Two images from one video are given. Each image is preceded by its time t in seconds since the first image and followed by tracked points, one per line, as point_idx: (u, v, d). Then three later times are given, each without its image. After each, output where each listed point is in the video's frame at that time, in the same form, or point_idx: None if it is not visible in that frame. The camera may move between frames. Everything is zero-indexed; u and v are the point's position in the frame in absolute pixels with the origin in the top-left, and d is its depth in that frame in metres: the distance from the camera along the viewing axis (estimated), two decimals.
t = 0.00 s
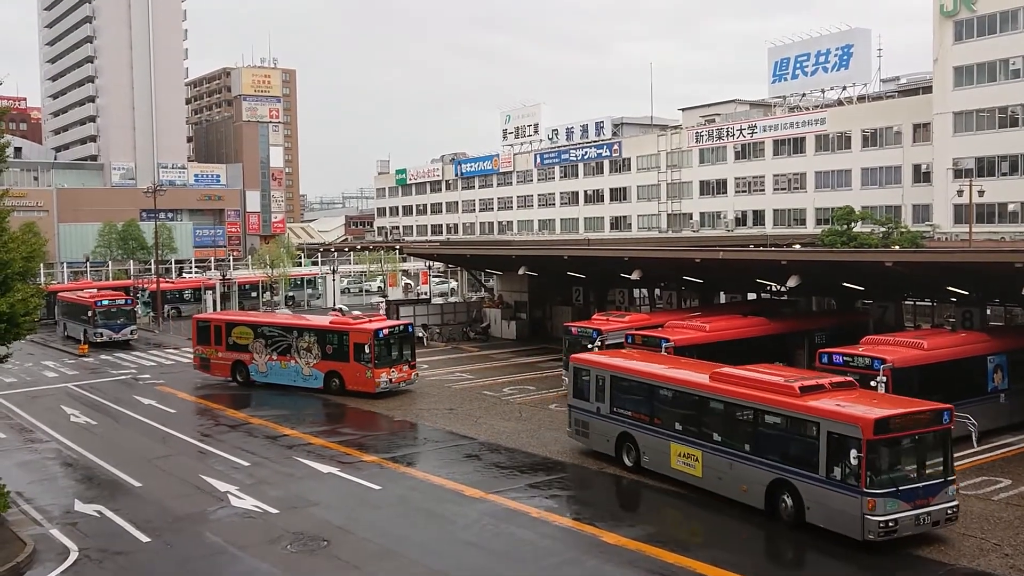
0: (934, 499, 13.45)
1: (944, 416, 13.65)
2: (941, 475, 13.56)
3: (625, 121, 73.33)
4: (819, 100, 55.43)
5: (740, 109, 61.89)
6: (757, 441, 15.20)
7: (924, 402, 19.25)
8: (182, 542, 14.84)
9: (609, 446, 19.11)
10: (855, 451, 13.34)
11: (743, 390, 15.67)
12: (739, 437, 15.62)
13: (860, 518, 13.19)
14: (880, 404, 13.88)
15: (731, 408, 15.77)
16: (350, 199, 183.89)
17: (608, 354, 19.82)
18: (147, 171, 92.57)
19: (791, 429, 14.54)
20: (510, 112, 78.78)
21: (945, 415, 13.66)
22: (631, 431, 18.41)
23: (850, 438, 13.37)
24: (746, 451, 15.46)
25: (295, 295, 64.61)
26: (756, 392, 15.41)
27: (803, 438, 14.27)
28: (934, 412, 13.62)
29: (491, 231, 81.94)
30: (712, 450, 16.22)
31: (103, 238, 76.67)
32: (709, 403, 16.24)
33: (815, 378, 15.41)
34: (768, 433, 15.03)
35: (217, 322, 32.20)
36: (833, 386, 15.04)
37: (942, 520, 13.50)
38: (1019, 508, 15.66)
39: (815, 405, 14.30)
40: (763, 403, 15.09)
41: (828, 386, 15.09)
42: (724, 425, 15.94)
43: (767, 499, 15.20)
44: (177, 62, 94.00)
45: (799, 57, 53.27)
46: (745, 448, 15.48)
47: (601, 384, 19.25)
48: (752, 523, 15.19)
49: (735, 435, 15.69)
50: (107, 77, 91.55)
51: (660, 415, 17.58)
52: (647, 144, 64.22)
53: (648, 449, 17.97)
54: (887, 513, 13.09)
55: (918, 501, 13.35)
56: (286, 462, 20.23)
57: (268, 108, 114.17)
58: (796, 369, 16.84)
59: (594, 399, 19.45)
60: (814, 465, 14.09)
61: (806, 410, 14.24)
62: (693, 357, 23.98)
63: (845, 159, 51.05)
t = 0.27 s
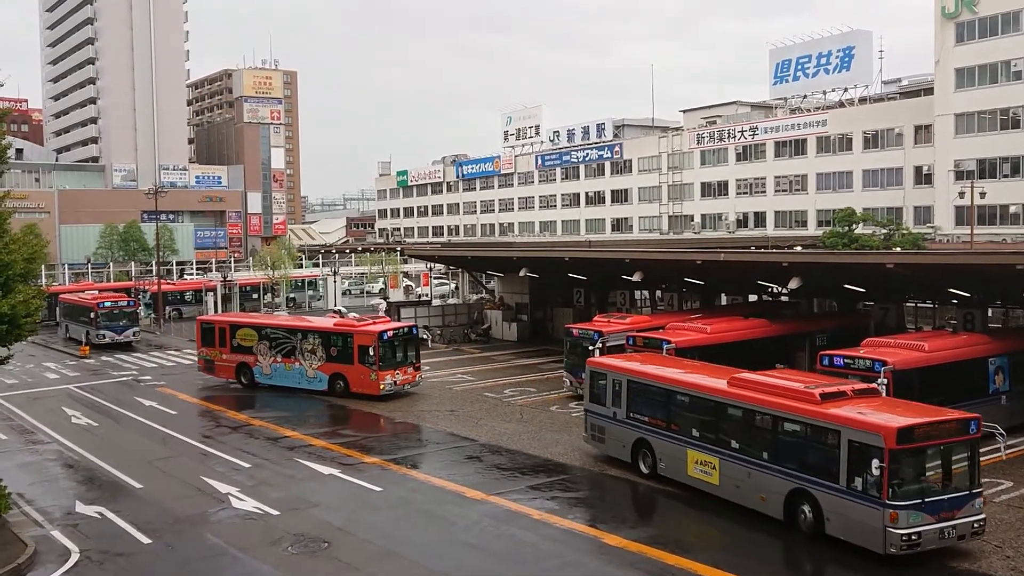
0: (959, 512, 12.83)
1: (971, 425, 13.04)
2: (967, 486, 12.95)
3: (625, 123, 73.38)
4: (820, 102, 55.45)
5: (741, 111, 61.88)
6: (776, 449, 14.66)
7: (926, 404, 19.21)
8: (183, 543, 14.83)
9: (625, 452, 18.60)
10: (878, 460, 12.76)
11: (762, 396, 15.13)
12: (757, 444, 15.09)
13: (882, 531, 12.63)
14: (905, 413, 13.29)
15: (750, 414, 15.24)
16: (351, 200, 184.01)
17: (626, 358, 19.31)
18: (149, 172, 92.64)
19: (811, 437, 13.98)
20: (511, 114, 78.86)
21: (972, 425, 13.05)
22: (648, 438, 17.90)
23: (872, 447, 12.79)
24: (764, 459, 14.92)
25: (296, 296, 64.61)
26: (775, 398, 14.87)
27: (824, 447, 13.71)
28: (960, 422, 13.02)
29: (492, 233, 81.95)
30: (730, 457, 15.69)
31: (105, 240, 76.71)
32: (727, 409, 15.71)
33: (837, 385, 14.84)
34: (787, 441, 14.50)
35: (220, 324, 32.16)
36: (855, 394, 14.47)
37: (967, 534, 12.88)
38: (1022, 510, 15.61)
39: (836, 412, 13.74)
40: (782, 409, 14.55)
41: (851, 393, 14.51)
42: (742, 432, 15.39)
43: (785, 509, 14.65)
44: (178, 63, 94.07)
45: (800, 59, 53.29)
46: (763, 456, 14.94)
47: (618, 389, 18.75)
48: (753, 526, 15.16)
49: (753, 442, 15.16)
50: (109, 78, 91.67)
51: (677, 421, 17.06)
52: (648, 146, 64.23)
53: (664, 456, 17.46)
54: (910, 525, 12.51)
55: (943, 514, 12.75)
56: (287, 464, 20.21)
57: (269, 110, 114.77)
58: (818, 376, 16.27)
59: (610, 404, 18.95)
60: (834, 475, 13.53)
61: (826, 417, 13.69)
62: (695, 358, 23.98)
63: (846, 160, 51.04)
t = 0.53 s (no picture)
0: (983, 525, 12.35)
1: (996, 434, 12.56)
2: (992, 498, 12.47)
3: (626, 125, 73.37)
4: (821, 103, 55.47)
5: (742, 112, 61.88)
6: (793, 457, 14.23)
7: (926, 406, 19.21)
8: (183, 544, 14.85)
9: (639, 459, 18.19)
10: (897, 470, 12.32)
11: (779, 402, 14.69)
12: (774, 452, 14.65)
13: (902, 543, 12.17)
14: (926, 421, 12.83)
15: (766, 421, 14.81)
16: (352, 201, 183.98)
17: (640, 362, 18.91)
18: (150, 174, 92.75)
19: (829, 445, 13.55)
20: (511, 116, 78.96)
21: (996, 433, 12.58)
22: (663, 444, 17.49)
23: (892, 457, 12.35)
24: (781, 468, 14.49)
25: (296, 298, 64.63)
26: (792, 405, 14.44)
27: (842, 456, 13.27)
28: (984, 430, 12.54)
29: (492, 235, 81.97)
30: (746, 466, 15.26)
31: (105, 242, 76.73)
32: (743, 415, 15.30)
33: (856, 391, 14.38)
34: (804, 449, 14.06)
35: (223, 325, 32.16)
36: (875, 401, 14.01)
37: (991, 547, 12.39)
38: (1023, 512, 15.58)
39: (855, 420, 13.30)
40: (799, 416, 14.12)
41: (870, 400, 14.05)
42: (758, 440, 14.98)
43: (803, 519, 14.20)
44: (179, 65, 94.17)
45: (800, 61, 53.29)
46: (780, 464, 14.51)
47: (632, 394, 18.35)
48: (754, 528, 15.17)
49: (770, 450, 14.73)
50: (110, 80, 91.81)
51: (692, 428, 16.65)
52: (648, 148, 64.22)
53: (679, 463, 17.05)
54: (931, 538, 12.05)
55: (966, 526, 12.26)
56: (288, 465, 20.22)
57: (271, 112, 115.90)
58: (837, 381, 15.81)
59: (624, 410, 18.56)
60: (852, 484, 13.10)
61: (844, 425, 13.25)
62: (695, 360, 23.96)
63: (847, 162, 51.03)
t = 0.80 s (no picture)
0: (1008, 537, 11.77)
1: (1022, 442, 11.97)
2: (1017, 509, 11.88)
3: (626, 126, 73.37)
4: (821, 105, 55.49)
5: (741, 114, 61.91)
6: (810, 465, 13.71)
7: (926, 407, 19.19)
8: (183, 546, 14.82)
9: (653, 466, 17.74)
10: (918, 480, 11.77)
11: (795, 409, 14.18)
12: (790, 460, 14.13)
13: (923, 555, 11.62)
14: (948, 429, 12.26)
15: (782, 428, 14.31)
16: (352, 203, 184.04)
17: (653, 367, 18.46)
18: (150, 176, 92.82)
19: (848, 453, 13.01)
20: (511, 117, 78.90)
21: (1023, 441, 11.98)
22: (676, 451, 17.02)
23: (912, 466, 11.80)
24: (798, 477, 13.97)
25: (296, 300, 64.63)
26: (809, 411, 13.92)
27: (861, 464, 12.73)
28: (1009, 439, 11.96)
29: (492, 236, 81.99)
30: (761, 473, 14.75)
31: (105, 243, 76.74)
32: (758, 422, 14.81)
33: (876, 397, 13.85)
34: (821, 457, 13.53)
35: (226, 327, 32.17)
36: (895, 408, 13.46)
37: (1017, 560, 11.81)
38: None
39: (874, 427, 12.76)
40: (816, 423, 13.60)
41: (890, 406, 13.52)
42: (774, 447, 14.47)
43: (820, 530, 13.65)
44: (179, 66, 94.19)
45: (800, 62, 53.32)
46: (796, 473, 13.99)
47: (645, 399, 17.90)
48: (754, 529, 15.15)
49: (786, 458, 14.21)
50: (110, 81, 91.83)
51: (706, 434, 16.15)
52: (648, 149, 64.22)
53: (693, 470, 16.56)
54: (954, 551, 11.49)
55: (990, 539, 11.68)
56: (288, 467, 20.22)
57: (270, 113, 113.73)
58: (856, 387, 15.28)
59: (637, 415, 18.11)
60: (872, 494, 12.56)
61: (862, 432, 12.72)
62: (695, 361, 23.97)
63: (846, 164, 51.05)
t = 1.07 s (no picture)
0: None
1: None
2: None
3: (625, 127, 73.36)
4: (819, 106, 55.53)
5: (740, 115, 61.94)
6: (826, 472, 13.35)
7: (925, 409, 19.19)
8: (182, 547, 14.82)
9: (663, 471, 17.39)
10: (939, 490, 11.39)
11: (810, 414, 13.82)
12: (805, 467, 13.77)
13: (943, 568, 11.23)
14: (970, 437, 11.90)
15: (797, 434, 13.96)
16: (351, 204, 183.98)
17: (665, 371, 18.13)
18: (149, 177, 92.85)
19: (865, 461, 12.66)
20: (510, 118, 78.82)
21: None
22: (688, 456, 16.68)
23: (932, 475, 11.43)
24: (813, 484, 13.60)
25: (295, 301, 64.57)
26: (826, 417, 13.56)
27: (879, 472, 12.37)
28: None
29: (491, 237, 81.99)
30: (775, 481, 14.39)
31: (104, 244, 76.68)
32: (773, 427, 14.46)
33: (893, 404, 13.50)
34: (837, 464, 13.17)
35: (227, 328, 32.15)
36: (913, 415, 13.11)
37: None
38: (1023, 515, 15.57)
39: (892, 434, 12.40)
40: (832, 429, 13.25)
41: (908, 414, 13.17)
42: (789, 453, 14.11)
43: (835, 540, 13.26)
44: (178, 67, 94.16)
45: (799, 64, 53.35)
46: (811, 480, 13.62)
47: (656, 403, 17.56)
48: (753, 531, 15.13)
49: (800, 465, 13.86)
50: (109, 81, 91.80)
51: (719, 440, 15.81)
52: (647, 150, 64.20)
53: (705, 476, 16.21)
54: (977, 563, 11.10)
55: (1012, 551, 11.32)
56: (287, 468, 20.22)
57: (269, 114, 112.76)
58: (873, 393, 14.92)
59: (648, 419, 17.79)
60: (889, 504, 12.19)
61: (880, 439, 12.37)
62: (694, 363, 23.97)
63: (845, 165, 51.08)
